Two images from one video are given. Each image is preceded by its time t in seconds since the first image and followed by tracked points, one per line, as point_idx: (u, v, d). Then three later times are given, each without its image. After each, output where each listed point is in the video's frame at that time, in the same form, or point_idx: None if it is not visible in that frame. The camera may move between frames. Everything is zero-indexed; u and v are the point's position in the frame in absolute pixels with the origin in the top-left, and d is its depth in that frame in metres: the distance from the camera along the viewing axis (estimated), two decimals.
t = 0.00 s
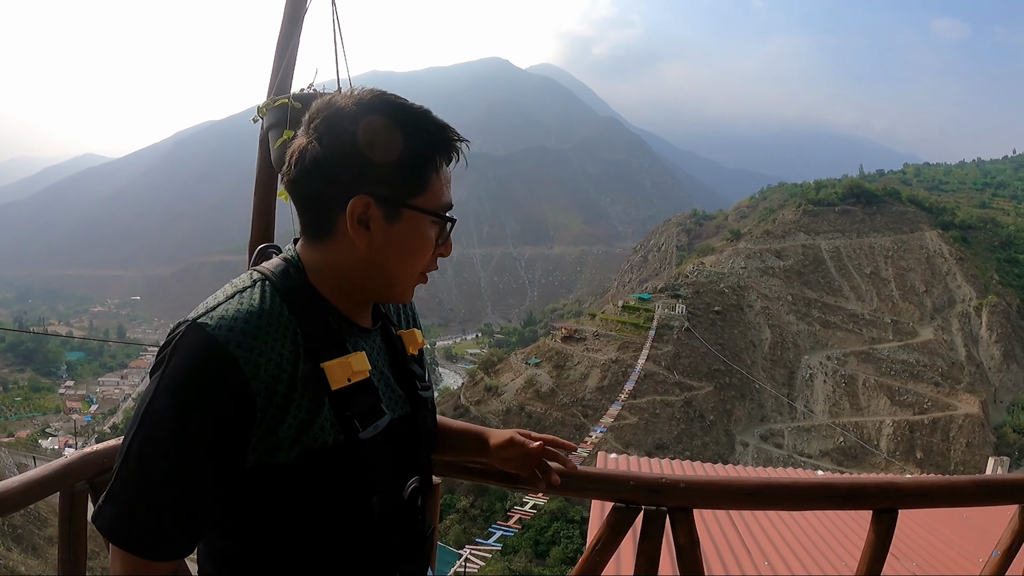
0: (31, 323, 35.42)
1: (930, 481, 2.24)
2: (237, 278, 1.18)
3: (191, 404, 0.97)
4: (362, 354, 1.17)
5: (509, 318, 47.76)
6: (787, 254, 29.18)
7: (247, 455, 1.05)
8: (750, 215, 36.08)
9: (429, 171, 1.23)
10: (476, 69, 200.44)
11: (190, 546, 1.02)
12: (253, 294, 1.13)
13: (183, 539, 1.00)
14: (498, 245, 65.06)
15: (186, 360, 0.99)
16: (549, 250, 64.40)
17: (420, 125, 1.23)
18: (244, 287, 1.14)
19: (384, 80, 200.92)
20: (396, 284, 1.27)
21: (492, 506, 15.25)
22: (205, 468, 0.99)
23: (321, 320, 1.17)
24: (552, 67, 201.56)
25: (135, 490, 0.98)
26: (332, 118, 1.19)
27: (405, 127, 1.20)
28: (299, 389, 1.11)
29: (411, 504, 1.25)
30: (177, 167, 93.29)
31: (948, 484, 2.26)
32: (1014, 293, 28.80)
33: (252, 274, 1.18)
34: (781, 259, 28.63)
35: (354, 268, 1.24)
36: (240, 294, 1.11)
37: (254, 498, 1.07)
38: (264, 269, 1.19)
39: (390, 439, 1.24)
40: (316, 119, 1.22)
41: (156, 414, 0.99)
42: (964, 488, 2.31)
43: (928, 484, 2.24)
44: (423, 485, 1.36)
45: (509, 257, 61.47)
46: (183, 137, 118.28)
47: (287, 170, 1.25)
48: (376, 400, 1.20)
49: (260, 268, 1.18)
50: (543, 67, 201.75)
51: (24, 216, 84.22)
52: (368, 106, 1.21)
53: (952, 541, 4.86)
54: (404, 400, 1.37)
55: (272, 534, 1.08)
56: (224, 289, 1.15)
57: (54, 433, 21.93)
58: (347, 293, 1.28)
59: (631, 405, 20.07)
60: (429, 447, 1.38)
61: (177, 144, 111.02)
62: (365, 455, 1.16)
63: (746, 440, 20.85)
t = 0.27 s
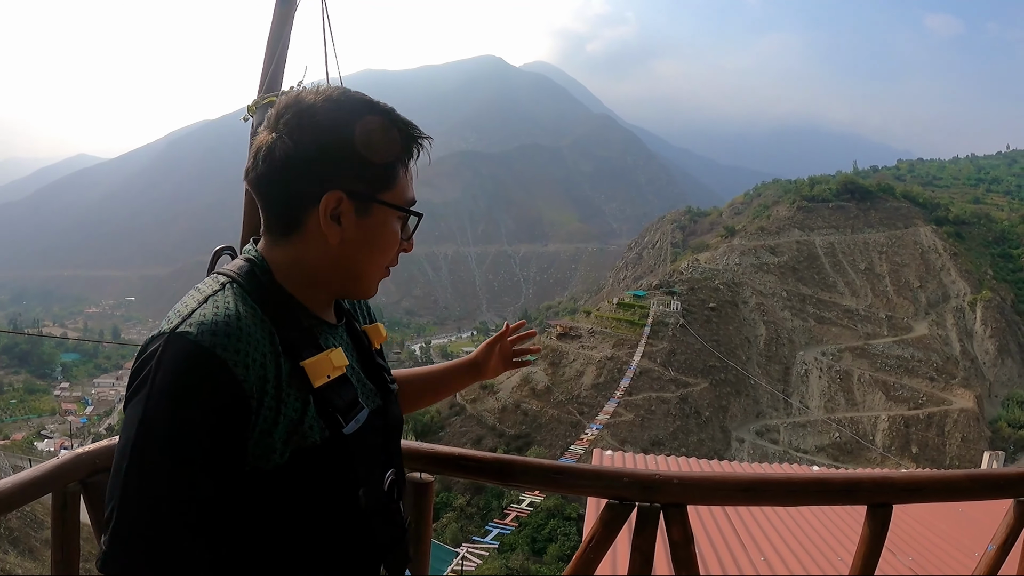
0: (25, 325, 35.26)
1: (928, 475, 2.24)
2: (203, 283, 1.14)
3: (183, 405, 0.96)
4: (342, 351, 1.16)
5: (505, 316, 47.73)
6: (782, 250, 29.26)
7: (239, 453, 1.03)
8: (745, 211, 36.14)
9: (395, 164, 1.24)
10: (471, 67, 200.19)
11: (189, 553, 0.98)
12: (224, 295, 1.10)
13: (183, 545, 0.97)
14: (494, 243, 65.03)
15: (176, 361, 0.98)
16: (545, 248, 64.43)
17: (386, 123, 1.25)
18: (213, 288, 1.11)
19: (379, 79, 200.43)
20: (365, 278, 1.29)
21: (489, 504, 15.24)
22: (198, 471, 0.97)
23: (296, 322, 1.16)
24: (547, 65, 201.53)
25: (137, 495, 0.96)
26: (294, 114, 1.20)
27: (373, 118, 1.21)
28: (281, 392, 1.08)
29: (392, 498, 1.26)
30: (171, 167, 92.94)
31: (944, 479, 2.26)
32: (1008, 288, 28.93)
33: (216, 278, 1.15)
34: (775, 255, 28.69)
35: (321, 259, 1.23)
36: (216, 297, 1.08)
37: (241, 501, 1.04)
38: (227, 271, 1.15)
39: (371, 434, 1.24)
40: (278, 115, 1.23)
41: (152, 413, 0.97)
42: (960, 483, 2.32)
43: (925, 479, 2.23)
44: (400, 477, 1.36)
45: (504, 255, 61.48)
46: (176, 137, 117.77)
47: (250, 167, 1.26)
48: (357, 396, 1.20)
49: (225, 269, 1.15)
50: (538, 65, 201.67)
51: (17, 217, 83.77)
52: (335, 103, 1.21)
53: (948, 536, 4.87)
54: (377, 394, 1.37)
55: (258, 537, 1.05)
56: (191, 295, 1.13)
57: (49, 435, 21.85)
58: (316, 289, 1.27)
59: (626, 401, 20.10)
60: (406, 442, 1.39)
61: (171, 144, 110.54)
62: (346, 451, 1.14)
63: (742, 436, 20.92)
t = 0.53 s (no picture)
0: (24, 326, 35.23)
1: (926, 474, 2.24)
2: (181, 290, 1.15)
3: (160, 415, 0.96)
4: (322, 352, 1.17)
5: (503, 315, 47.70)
6: (780, 249, 29.30)
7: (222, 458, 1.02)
8: (742, 210, 36.18)
9: (365, 159, 1.25)
10: (469, 67, 200.13)
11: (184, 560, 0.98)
12: (202, 302, 1.10)
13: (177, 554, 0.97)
14: (492, 243, 65.03)
15: (152, 371, 0.97)
16: (543, 247, 64.45)
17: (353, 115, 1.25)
18: (192, 293, 1.11)
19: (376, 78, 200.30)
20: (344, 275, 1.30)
21: (487, 503, 15.24)
22: (181, 481, 0.96)
23: (277, 327, 1.16)
24: (545, 64, 201.57)
25: (121, 508, 0.95)
26: (258, 109, 1.20)
27: (338, 111, 1.21)
28: (263, 396, 1.08)
29: (381, 494, 1.27)
30: (169, 167, 92.80)
31: (943, 477, 2.26)
32: (1005, 286, 28.98)
33: (193, 283, 1.14)
34: (773, 254, 28.73)
35: (293, 257, 1.23)
36: (193, 307, 1.07)
37: (234, 506, 1.04)
38: (203, 278, 1.15)
39: (357, 432, 1.25)
40: (243, 112, 1.23)
41: (130, 426, 0.96)
42: (958, 481, 2.33)
43: (924, 478, 2.23)
44: (389, 479, 1.35)
45: (502, 254, 61.49)
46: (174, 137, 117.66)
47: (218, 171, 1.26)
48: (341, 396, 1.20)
49: (199, 275, 1.14)
50: (536, 64, 201.69)
51: (14, 218, 83.62)
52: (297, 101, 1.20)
53: (946, 534, 4.88)
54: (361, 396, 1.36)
55: (251, 542, 1.06)
56: (166, 303, 1.12)
57: (48, 435, 21.88)
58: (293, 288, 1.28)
59: (625, 400, 20.11)
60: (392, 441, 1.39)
61: (168, 144, 110.33)
62: (330, 454, 1.14)
63: (741, 435, 20.96)
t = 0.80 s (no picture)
0: (21, 327, 35.18)
1: (925, 476, 2.24)
2: (170, 291, 1.17)
3: (141, 413, 0.98)
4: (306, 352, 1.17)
5: (501, 316, 47.67)
6: (778, 250, 29.34)
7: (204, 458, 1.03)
8: (740, 211, 36.22)
9: (341, 157, 1.24)
10: (467, 68, 200.24)
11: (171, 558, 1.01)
12: (188, 304, 1.11)
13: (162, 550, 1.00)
14: (490, 243, 65.02)
15: (133, 372, 0.99)
16: (541, 248, 64.45)
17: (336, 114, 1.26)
18: (180, 294, 1.14)
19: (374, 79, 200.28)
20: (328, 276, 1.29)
21: (486, 504, 15.22)
22: (162, 481, 0.98)
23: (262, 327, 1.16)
24: (543, 65, 201.70)
25: (104, 510, 0.96)
26: (236, 110, 1.21)
27: (312, 109, 1.22)
28: (247, 397, 1.09)
29: (370, 494, 1.27)
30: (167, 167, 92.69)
31: (942, 479, 2.26)
32: (1003, 287, 29.03)
33: (184, 284, 1.17)
34: (771, 255, 28.77)
35: (272, 258, 1.25)
36: (177, 308, 1.09)
37: (222, 503, 1.05)
38: (192, 279, 1.17)
39: (346, 435, 1.24)
40: (223, 115, 1.24)
41: (111, 424, 0.99)
42: (958, 483, 2.33)
43: (923, 479, 2.23)
44: (383, 482, 1.35)
45: (501, 255, 61.50)
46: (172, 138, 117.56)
47: (206, 173, 1.29)
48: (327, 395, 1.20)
49: (188, 275, 1.16)
50: (534, 65, 201.89)
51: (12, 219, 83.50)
52: (275, 102, 1.21)
53: (944, 535, 4.89)
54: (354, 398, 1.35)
55: (237, 538, 1.07)
56: (156, 303, 1.15)
57: (45, 437, 21.87)
58: (277, 289, 1.29)
59: (623, 402, 20.11)
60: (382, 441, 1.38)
61: (166, 145, 110.28)
62: (313, 454, 1.14)
63: (738, 436, 20.97)
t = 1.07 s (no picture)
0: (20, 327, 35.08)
1: (925, 474, 2.24)
2: (164, 287, 1.33)
3: (127, 409, 1.09)
4: (281, 354, 1.28)
5: (500, 315, 47.61)
6: (776, 248, 29.36)
7: (184, 456, 1.14)
8: (739, 209, 36.23)
9: (303, 155, 1.30)
10: (466, 66, 200.01)
11: (165, 556, 1.11)
12: (174, 297, 1.27)
13: (150, 550, 1.08)
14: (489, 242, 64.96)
15: (109, 367, 1.11)
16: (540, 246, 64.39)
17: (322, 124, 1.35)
18: (171, 291, 1.29)
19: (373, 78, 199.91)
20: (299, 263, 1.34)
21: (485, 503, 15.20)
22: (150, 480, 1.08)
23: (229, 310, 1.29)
24: (542, 64, 201.58)
25: (92, 497, 1.08)
26: (216, 120, 1.34)
27: (271, 112, 1.31)
28: (221, 396, 1.21)
29: (352, 501, 1.34)
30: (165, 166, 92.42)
31: (941, 477, 2.27)
32: (1001, 285, 29.05)
33: (180, 280, 1.33)
34: (769, 254, 28.79)
35: (252, 258, 1.35)
36: (162, 301, 1.24)
37: (209, 497, 1.17)
38: (190, 275, 1.33)
39: (327, 434, 1.34)
40: (209, 123, 1.37)
41: (103, 427, 1.09)
42: (957, 481, 2.33)
43: (923, 478, 2.24)
44: (367, 481, 1.42)
45: (499, 254, 61.44)
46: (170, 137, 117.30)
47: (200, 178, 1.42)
48: (305, 399, 1.30)
49: (185, 272, 1.32)
50: (532, 64, 201.73)
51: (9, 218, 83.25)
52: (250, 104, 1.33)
53: (942, 533, 4.92)
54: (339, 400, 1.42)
55: (214, 528, 1.18)
56: (151, 297, 1.30)
57: (44, 436, 21.83)
58: (265, 286, 1.39)
59: (621, 400, 20.12)
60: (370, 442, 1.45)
61: (164, 144, 109.98)
62: (286, 450, 1.23)
63: (737, 434, 20.99)
